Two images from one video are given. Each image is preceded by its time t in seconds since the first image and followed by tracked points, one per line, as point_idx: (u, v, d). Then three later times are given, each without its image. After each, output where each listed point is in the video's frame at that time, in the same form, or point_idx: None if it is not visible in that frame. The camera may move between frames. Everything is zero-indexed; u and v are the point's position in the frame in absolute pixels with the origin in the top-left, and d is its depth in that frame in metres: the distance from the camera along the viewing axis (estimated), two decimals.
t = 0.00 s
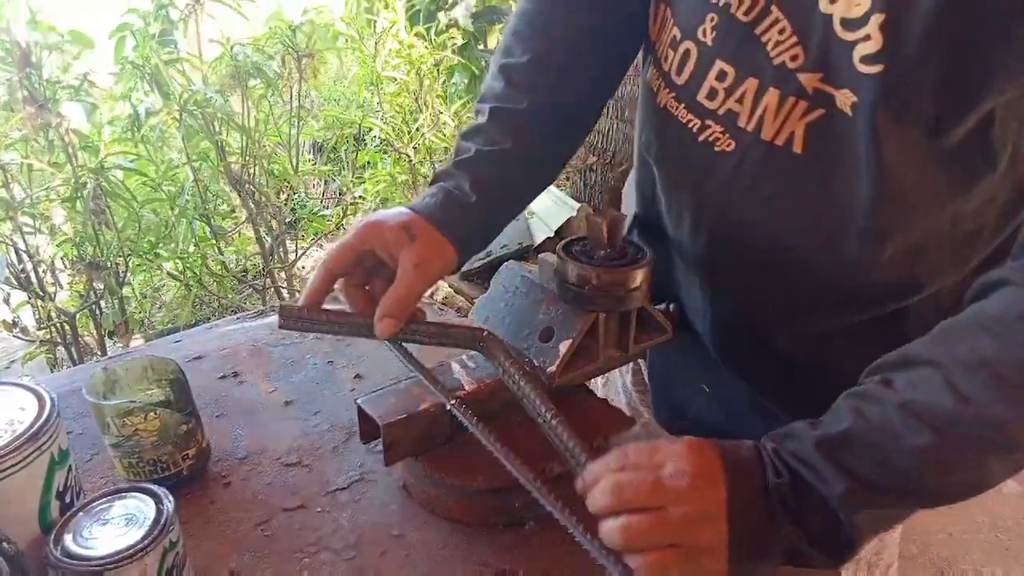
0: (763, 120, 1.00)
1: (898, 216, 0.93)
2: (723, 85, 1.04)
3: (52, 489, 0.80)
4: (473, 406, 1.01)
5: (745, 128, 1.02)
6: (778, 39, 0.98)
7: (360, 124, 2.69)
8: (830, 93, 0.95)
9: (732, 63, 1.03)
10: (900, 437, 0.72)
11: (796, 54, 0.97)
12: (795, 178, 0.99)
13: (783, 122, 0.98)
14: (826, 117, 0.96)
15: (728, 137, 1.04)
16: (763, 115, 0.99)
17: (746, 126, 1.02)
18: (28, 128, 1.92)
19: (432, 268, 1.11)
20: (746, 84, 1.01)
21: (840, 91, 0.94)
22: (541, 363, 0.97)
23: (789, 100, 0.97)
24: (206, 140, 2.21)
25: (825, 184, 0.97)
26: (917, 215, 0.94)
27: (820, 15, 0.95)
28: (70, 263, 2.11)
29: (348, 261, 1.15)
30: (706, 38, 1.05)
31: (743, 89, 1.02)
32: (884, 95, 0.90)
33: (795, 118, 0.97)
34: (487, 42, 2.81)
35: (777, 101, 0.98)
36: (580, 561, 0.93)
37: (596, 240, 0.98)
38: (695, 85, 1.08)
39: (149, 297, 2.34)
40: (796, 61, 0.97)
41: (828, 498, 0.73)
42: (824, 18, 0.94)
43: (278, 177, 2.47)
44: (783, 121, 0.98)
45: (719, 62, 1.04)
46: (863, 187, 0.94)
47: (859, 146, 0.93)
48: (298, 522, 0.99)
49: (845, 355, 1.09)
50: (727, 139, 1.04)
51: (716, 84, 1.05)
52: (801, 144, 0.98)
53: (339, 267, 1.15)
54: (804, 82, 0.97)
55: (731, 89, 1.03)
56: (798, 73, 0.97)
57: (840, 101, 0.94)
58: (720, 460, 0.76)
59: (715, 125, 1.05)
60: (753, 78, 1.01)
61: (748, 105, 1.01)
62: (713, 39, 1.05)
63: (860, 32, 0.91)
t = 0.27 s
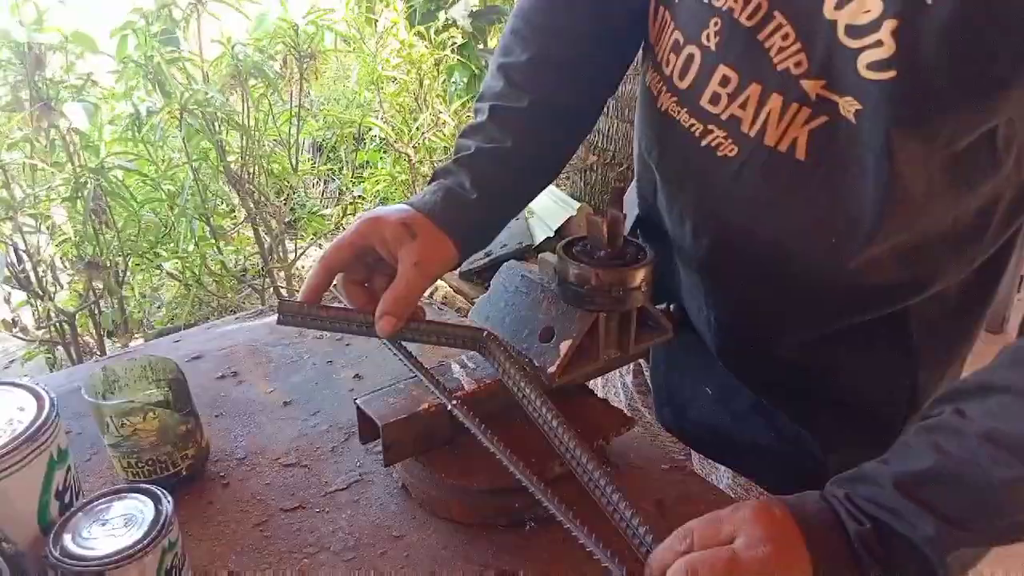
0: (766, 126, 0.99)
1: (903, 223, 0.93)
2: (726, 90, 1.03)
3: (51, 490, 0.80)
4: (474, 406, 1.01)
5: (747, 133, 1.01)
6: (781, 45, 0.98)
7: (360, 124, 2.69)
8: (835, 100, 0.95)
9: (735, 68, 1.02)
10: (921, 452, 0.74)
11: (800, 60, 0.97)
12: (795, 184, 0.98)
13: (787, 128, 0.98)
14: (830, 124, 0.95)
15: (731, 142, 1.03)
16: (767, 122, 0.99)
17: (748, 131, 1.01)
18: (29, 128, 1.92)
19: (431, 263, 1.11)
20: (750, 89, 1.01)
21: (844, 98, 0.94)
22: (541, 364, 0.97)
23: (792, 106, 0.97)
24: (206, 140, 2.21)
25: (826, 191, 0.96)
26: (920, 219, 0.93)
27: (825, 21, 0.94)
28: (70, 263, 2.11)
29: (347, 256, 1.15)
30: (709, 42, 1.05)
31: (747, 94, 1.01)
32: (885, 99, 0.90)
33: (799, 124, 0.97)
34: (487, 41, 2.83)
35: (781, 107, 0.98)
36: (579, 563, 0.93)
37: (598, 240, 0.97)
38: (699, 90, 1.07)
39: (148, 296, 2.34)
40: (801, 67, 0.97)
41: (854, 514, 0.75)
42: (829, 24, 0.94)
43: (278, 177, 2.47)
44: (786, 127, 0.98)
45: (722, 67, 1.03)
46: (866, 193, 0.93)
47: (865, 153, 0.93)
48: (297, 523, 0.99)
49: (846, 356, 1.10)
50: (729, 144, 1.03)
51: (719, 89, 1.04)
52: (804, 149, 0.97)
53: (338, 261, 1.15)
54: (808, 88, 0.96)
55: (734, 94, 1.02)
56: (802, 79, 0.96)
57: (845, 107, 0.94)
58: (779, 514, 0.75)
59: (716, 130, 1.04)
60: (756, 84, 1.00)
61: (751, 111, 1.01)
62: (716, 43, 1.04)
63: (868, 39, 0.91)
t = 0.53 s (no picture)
0: (770, 129, 0.99)
1: (905, 224, 0.93)
2: (730, 93, 1.03)
3: (51, 490, 0.80)
4: (474, 406, 1.01)
5: (751, 136, 1.01)
6: (786, 47, 0.97)
7: (360, 124, 2.69)
8: (840, 103, 0.95)
9: (739, 70, 1.02)
10: (923, 454, 0.74)
11: (805, 62, 0.96)
12: (796, 185, 0.98)
13: (791, 131, 0.97)
14: (835, 126, 0.95)
15: (734, 145, 1.03)
16: (771, 124, 0.99)
17: (752, 134, 1.01)
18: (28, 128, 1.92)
19: (429, 262, 1.10)
20: (754, 92, 1.01)
21: (849, 101, 0.94)
22: (540, 364, 0.97)
23: (797, 109, 0.97)
24: (206, 140, 2.21)
25: (827, 191, 0.96)
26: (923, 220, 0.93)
27: (831, 23, 0.94)
28: (70, 263, 2.11)
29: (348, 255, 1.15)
30: (713, 45, 1.05)
31: (751, 97, 1.01)
32: (888, 100, 0.90)
33: (803, 127, 0.97)
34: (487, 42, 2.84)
35: (785, 110, 0.98)
36: (579, 563, 0.93)
37: (597, 240, 0.97)
38: (701, 92, 1.07)
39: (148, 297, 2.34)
40: (805, 70, 0.96)
41: (853, 517, 0.75)
42: (835, 26, 0.93)
43: (278, 177, 2.47)
44: (791, 130, 0.98)
45: (725, 70, 1.03)
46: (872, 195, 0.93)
47: (870, 155, 0.93)
48: (298, 523, 0.99)
49: (847, 356, 1.10)
50: (733, 147, 1.03)
51: (722, 91, 1.04)
52: (808, 153, 0.97)
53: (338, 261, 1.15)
54: (812, 91, 0.96)
55: (738, 96, 1.02)
56: (806, 81, 0.96)
57: (850, 110, 0.94)
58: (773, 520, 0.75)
59: (720, 133, 1.04)
60: (760, 86, 1.00)
61: (755, 114, 1.01)
62: (720, 46, 1.04)
63: (877, 41, 0.90)
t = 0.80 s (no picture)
0: (765, 130, 0.99)
1: (904, 225, 0.93)
2: (725, 94, 1.03)
3: (51, 490, 0.80)
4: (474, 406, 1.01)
5: (745, 138, 1.01)
6: (780, 48, 0.97)
7: (360, 125, 2.69)
8: (834, 103, 0.95)
9: (734, 71, 1.02)
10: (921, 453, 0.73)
11: (799, 63, 0.96)
12: (795, 186, 0.98)
13: (785, 132, 0.98)
14: (830, 127, 0.95)
15: (729, 147, 1.04)
16: (765, 126, 0.99)
17: (747, 135, 1.01)
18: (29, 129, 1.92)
19: (447, 236, 1.13)
20: (748, 92, 1.01)
21: (843, 102, 0.94)
22: (540, 364, 0.98)
23: (791, 110, 0.97)
24: (206, 141, 2.21)
25: (826, 193, 0.96)
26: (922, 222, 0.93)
27: (825, 24, 0.94)
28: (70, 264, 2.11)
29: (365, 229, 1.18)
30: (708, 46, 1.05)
31: (745, 98, 1.01)
32: (885, 102, 0.90)
33: (798, 128, 0.97)
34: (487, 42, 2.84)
35: (779, 112, 0.98)
36: (579, 563, 0.93)
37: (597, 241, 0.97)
38: (697, 94, 1.07)
39: (148, 297, 2.34)
40: (800, 71, 0.96)
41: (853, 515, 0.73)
42: (828, 27, 0.94)
43: (278, 178, 2.47)
44: (785, 131, 0.98)
45: (721, 71, 1.03)
46: (869, 196, 0.93)
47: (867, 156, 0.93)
48: (298, 523, 0.99)
49: (845, 356, 1.10)
50: (728, 148, 1.04)
51: (718, 92, 1.04)
52: (803, 154, 0.97)
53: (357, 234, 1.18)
54: (806, 92, 0.96)
55: (733, 98, 1.02)
56: (801, 82, 0.96)
57: (844, 112, 0.94)
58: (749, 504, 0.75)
59: (716, 134, 1.05)
60: (754, 87, 1.00)
61: (750, 115, 1.01)
62: (715, 47, 1.04)
63: (866, 43, 0.91)
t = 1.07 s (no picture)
0: (762, 129, 0.99)
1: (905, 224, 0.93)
2: (723, 94, 1.03)
3: (51, 490, 0.80)
4: (473, 406, 1.01)
5: (743, 136, 1.01)
6: (778, 47, 0.97)
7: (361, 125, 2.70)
8: (830, 102, 0.95)
9: (732, 70, 1.02)
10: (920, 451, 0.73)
11: (796, 62, 0.96)
12: (794, 186, 0.98)
13: (783, 130, 0.97)
14: (827, 126, 0.95)
15: (728, 145, 1.03)
16: (763, 124, 0.99)
17: (745, 134, 1.01)
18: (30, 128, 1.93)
19: (393, 234, 1.13)
20: (746, 92, 1.01)
21: (840, 100, 0.94)
22: (540, 365, 0.98)
23: (788, 109, 0.97)
24: (207, 141, 2.21)
25: (826, 192, 0.96)
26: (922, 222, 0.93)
27: (820, 23, 0.94)
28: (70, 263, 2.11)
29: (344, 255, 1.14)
30: (706, 46, 1.04)
31: (743, 97, 1.01)
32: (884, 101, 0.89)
33: (795, 126, 0.97)
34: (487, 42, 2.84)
35: (777, 110, 0.98)
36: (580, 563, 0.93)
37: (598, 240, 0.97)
38: (694, 94, 1.07)
39: (149, 297, 2.34)
40: (797, 70, 0.96)
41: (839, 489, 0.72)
42: (823, 26, 0.94)
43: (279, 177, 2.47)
44: (783, 129, 0.97)
45: (718, 70, 1.03)
46: (869, 195, 0.93)
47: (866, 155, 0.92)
48: (298, 523, 0.99)
49: (842, 355, 1.10)
50: (726, 147, 1.03)
51: (715, 92, 1.04)
52: (800, 153, 0.97)
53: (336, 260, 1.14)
54: (804, 91, 0.96)
55: (731, 97, 1.02)
56: (798, 81, 0.96)
57: (840, 110, 0.94)
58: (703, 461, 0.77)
59: (714, 134, 1.05)
60: (752, 86, 1.00)
61: (747, 114, 1.01)
62: (713, 47, 1.04)
63: (861, 42, 0.90)
